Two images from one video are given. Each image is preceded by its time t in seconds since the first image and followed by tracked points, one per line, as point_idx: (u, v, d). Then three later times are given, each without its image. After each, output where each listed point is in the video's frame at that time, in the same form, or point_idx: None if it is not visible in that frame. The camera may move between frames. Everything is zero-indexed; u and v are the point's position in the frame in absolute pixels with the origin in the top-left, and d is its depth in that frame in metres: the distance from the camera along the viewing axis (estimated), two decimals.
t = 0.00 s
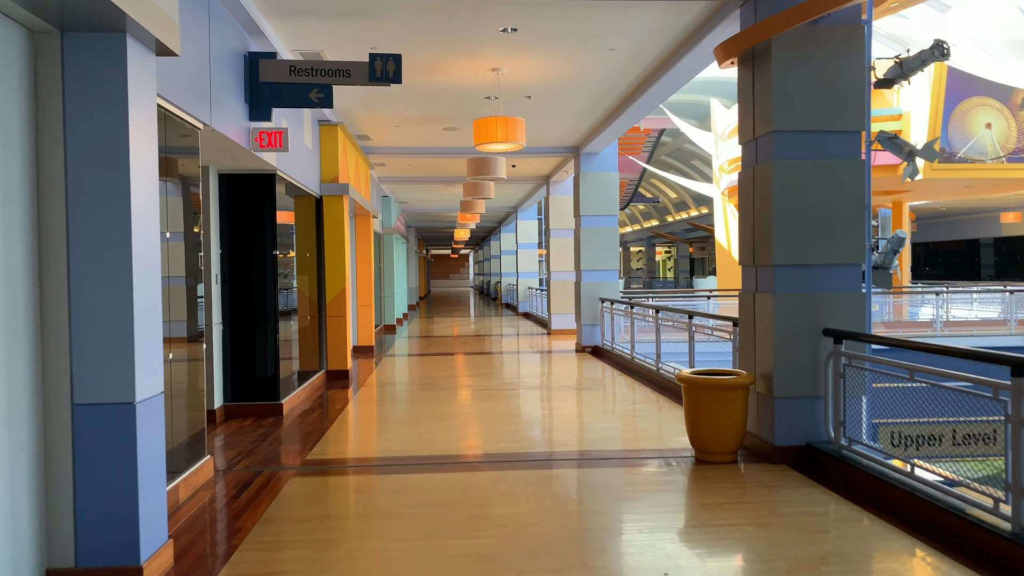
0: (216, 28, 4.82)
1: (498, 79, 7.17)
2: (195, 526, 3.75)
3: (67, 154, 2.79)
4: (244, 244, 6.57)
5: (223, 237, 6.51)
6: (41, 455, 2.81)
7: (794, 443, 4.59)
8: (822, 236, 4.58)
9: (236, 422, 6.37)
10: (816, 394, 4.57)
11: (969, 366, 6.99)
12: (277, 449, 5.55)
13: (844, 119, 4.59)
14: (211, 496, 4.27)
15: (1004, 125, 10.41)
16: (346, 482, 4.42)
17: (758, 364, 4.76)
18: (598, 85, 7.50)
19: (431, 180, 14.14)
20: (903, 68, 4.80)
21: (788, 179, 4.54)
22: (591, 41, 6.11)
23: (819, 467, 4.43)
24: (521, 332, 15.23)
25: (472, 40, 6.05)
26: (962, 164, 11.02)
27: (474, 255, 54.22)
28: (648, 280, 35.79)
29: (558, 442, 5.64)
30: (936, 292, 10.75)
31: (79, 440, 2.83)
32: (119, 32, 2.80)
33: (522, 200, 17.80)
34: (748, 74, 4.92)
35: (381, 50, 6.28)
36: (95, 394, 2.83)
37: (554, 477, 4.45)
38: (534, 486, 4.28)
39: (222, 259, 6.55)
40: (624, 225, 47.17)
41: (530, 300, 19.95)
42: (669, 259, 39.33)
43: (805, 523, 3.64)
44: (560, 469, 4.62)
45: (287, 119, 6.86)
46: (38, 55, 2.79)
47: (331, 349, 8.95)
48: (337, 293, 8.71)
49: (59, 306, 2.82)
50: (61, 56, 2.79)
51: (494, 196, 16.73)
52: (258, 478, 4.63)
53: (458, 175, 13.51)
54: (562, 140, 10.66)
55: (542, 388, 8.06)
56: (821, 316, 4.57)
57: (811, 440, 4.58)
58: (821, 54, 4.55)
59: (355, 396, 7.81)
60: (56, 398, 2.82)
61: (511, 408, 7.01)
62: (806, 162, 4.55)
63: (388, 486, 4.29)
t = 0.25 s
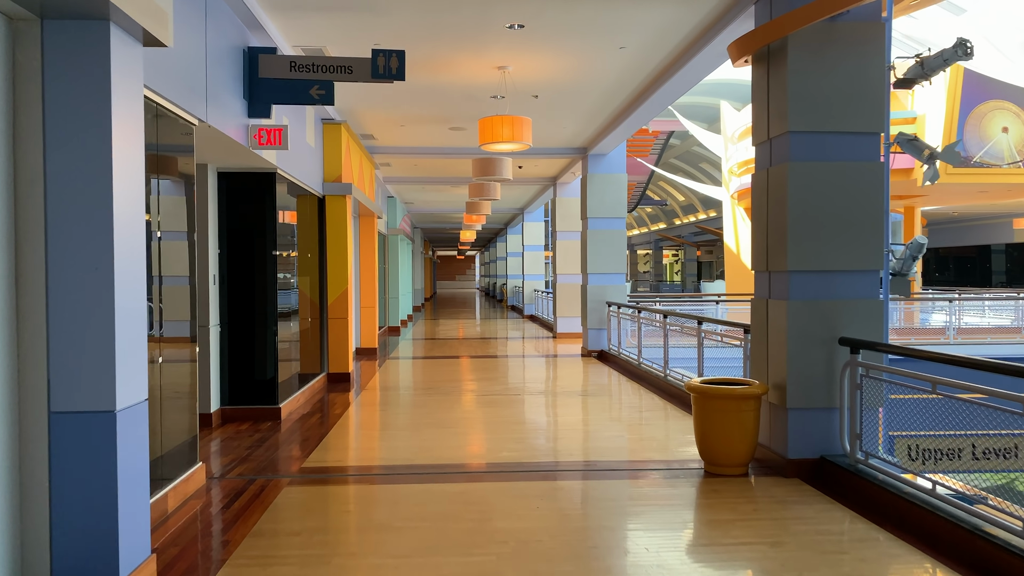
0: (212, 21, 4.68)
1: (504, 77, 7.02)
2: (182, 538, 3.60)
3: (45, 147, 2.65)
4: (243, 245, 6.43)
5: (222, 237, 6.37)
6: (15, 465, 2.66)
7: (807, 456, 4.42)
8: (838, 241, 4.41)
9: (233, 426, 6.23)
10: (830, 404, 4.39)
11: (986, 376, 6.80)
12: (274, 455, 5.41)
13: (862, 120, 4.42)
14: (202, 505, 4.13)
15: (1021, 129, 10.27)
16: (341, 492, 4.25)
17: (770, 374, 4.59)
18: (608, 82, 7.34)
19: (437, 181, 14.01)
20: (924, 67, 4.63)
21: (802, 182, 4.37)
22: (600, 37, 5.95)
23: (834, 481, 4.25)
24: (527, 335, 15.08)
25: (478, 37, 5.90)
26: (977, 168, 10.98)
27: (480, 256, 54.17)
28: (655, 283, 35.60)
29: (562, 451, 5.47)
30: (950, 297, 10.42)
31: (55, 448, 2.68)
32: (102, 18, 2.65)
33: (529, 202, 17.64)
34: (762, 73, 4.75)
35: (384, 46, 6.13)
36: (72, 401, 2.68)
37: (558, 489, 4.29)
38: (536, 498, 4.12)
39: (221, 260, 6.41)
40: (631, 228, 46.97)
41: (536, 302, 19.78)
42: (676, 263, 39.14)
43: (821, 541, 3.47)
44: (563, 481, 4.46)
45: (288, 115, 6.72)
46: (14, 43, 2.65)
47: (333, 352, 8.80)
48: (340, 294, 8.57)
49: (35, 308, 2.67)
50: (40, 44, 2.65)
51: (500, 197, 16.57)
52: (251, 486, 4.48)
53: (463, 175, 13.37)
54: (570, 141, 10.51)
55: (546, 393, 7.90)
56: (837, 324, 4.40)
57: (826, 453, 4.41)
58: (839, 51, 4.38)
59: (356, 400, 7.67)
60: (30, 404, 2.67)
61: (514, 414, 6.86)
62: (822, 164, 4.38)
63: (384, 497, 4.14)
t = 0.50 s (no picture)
0: (209, 12, 4.55)
1: (510, 72, 6.88)
2: (173, 546, 3.46)
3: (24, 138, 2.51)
4: (242, 242, 6.30)
5: (220, 234, 6.24)
6: None
7: (822, 465, 4.25)
8: (855, 241, 4.25)
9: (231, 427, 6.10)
10: (846, 411, 4.23)
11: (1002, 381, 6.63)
12: (274, 456, 5.30)
13: (880, 116, 4.26)
14: (195, 510, 3.98)
15: None
16: (338, 499, 4.10)
17: (784, 378, 4.43)
18: (617, 77, 7.19)
19: (442, 179, 13.87)
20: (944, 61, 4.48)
21: (818, 180, 4.22)
22: (609, 31, 5.80)
23: (850, 490, 4.09)
24: (531, 336, 14.94)
25: (484, 31, 5.76)
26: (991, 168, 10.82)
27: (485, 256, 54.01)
28: (661, 284, 35.44)
29: (567, 456, 5.31)
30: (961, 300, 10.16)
31: (33, 455, 2.54)
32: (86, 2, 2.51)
33: (534, 201, 17.50)
34: (776, 68, 4.60)
35: (388, 39, 5.99)
36: (52, 405, 2.54)
37: (563, 497, 4.13)
38: (541, 507, 3.96)
39: (219, 258, 6.28)
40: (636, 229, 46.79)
41: (541, 303, 19.64)
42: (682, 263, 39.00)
43: (839, 555, 3.31)
44: (568, 489, 4.30)
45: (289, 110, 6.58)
46: None
47: (334, 352, 8.67)
48: (341, 294, 8.43)
49: (13, 305, 2.53)
50: (20, 28, 2.51)
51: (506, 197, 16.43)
52: (246, 491, 4.34)
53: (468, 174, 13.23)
54: (576, 139, 10.36)
55: (551, 395, 7.75)
56: (853, 328, 4.24)
57: (842, 461, 4.24)
58: (857, 44, 4.22)
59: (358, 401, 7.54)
60: (7, 408, 2.53)
61: (518, 417, 6.71)
62: (839, 162, 4.23)
63: (383, 504, 3.99)
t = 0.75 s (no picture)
0: None
1: (511, 63, 6.71)
2: (160, 554, 3.30)
3: None
4: (236, 238, 6.14)
5: (215, 230, 6.08)
6: None
7: (836, 467, 4.10)
8: (871, 235, 4.10)
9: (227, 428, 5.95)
10: (862, 411, 4.07)
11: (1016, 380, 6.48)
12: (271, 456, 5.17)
13: (897, 105, 4.10)
14: (185, 516, 3.83)
15: None
16: (332, 504, 3.94)
17: (797, 378, 4.28)
18: (621, 67, 7.02)
19: (442, 175, 13.72)
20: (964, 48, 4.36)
21: (832, 171, 4.07)
22: (614, 20, 5.64)
23: (866, 494, 3.93)
24: (532, 333, 14.80)
25: (485, 20, 5.60)
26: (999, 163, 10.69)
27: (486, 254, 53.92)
28: (662, 281, 35.30)
29: (570, 458, 5.15)
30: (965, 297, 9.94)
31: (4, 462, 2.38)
32: None
33: (535, 197, 17.35)
34: (788, 55, 4.44)
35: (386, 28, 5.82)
36: (26, 409, 2.38)
37: (567, 502, 3.98)
38: (545, 512, 3.80)
39: (213, 253, 6.12)
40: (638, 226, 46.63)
41: (542, 300, 19.49)
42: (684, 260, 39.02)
43: (858, 564, 3.14)
44: (573, 492, 4.14)
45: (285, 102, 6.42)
46: None
47: (332, 350, 8.51)
48: (339, 291, 8.28)
49: None
50: None
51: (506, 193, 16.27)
52: (239, 495, 4.18)
53: (469, 170, 13.07)
54: (578, 134, 10.21)
55: (554, 394, 7.60)
56: (869, 325, 4.08)
57: (857, 463, 4.09)
58: (873, 30, 4.06)
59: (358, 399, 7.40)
60: None
61: (521, 417, 6.56)
62: (854, 153, 4.07)
63: (380, 509, 3.83)
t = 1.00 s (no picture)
0: None
1: (507, 55, 6.55)
2: (141, 569, 3.14)
3: None
4: (225, 236, 5.97)
5: (202, 228, 5.91)
6: None
7: (846, 470, 3.96)
8: (881, 229, 3.95)
9: (215, 431, 5.78)
10: (873, 412, 3.93)
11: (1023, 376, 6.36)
12: (262, 461, 5.01)
13: (908, 94, 3.95)
14: (170, 527, 3.66)
15: None
16: (323, 513, 3.77)
17: (806, 377, 4.13)
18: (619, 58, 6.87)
19: (437, 171, 13.55)
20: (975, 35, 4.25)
21: (841, 163, 3.92)
22: (612, 9, 5.47)
23: (878, 498, 3.79)
24: (528, 331, 14.65)
25: (480, 10, 5.44)
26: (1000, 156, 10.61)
27: (481, 250, 53.76)
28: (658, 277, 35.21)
29: (570, 460, 4.99)
30: (963, 291, 9.65)
31: None
32: None
33: (530, 193, 17.19)
34: (794, 43, 4.29)
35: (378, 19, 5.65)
36: None
37: (568, 508, 3.82)
38: (545, 520, 3.64)
39: (201, 252, 5.94)
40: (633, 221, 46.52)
41: (538, 297, 19.35)
42: (680, 255, 38.92)
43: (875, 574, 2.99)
44: (574, 498, 3.98)
45: (275, 96, 6.25)
46: None
47: (325, 350, 8.35)
48: (332, 289, 8.11)
49: None
50: None
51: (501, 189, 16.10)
52: (227, 503, 4.02)
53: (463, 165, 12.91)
54: (574, 128, 10.06)
55: (552, 393, 7.46)
56: (880, 322, 3.94)
57: (868, 466, 3.94)
58: (883, 16, 3.91)
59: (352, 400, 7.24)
60: None
61: (518, 417, 6.41)
62: (864, 144, 3.92)
63: (373, 518, 3.66)
